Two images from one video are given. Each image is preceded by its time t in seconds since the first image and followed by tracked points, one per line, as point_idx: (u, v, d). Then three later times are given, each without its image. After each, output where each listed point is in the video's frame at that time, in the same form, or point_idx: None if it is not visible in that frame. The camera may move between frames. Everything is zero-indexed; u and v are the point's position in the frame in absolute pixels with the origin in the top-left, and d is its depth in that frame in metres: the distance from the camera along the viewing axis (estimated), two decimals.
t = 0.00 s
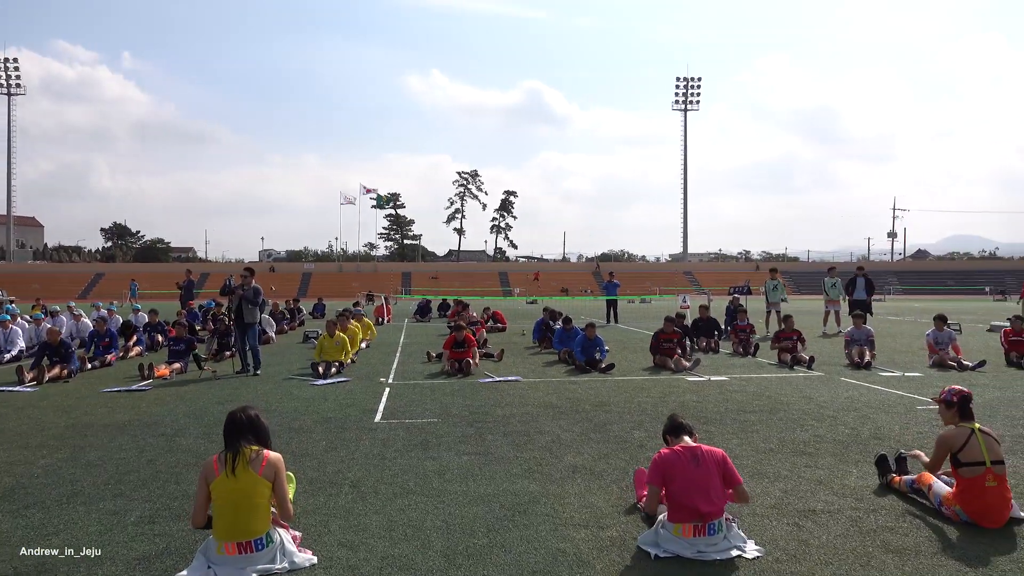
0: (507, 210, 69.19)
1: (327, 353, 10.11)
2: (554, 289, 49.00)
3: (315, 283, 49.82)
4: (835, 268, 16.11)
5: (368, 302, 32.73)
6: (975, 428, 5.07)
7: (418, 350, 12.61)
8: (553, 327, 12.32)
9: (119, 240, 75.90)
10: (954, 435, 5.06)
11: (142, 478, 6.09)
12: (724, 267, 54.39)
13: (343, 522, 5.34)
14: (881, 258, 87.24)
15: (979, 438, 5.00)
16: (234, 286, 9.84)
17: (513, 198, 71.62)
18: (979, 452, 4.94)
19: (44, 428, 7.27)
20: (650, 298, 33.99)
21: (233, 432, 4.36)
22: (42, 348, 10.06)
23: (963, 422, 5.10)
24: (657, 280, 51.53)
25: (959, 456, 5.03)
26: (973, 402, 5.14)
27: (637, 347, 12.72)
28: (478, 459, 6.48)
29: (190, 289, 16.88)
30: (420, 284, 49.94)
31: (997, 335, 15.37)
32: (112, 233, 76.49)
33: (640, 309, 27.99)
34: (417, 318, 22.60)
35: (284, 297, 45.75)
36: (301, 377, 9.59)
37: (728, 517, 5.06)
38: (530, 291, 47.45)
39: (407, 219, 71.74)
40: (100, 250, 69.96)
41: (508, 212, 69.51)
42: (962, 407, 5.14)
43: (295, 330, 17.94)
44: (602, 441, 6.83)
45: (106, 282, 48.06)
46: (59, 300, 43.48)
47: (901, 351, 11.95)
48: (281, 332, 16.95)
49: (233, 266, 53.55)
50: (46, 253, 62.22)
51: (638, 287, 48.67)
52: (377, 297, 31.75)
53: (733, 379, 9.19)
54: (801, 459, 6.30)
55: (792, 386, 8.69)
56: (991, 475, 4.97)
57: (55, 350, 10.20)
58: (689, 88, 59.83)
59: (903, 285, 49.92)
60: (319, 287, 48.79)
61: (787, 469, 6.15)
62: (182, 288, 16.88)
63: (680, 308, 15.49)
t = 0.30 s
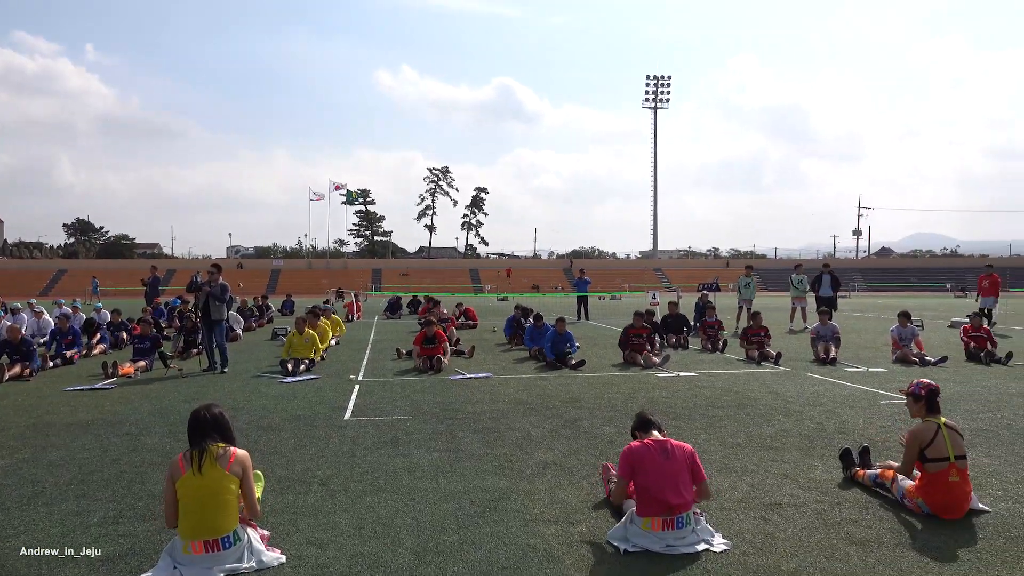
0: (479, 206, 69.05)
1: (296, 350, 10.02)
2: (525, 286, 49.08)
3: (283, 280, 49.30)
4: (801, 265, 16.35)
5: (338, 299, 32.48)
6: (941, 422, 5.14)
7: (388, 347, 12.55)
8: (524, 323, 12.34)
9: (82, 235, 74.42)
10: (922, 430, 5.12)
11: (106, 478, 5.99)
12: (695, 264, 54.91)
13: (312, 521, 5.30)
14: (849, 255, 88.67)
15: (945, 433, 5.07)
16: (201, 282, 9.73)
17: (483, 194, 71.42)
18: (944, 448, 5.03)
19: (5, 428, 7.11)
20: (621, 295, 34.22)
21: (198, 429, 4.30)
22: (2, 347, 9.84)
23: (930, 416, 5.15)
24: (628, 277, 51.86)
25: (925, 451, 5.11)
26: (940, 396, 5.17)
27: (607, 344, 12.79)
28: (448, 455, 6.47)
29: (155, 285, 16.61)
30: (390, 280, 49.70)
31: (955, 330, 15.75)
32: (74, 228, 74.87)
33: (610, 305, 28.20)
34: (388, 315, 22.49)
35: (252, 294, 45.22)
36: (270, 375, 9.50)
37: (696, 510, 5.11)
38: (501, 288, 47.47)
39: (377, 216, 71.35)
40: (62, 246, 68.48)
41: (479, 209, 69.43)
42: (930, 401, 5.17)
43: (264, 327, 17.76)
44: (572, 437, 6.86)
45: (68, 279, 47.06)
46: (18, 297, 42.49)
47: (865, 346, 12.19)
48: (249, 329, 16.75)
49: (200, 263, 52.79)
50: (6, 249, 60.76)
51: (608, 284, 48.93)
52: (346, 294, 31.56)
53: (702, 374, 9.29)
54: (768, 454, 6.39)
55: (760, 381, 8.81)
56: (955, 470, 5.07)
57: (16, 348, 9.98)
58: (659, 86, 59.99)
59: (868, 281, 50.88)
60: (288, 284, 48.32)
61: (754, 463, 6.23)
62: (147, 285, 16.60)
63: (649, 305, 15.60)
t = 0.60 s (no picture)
0: (450, 205, 68.93)
1: (265, 350, 9.91)
2: (497, 285, 49.06)
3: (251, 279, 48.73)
4: (770, 264, 16.56)
5: (307, 298, 32.19)
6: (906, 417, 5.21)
7: (359, 346, 12.47)
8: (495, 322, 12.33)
9: (43, 233, 72.86)
10: (888, 425, 5.18)
11: (69, 481, 5.87)
12: (666, 263, 55.34)
13: (281, 522, 5.25)
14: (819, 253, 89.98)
15: (910, 429, 5.15)
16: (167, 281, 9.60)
17: (455, 192, 71.29)
18: (908, 444, 5.12)
19: None
20: (593, 293, 34.39)
21: (166, 427, 4.28)
22: None
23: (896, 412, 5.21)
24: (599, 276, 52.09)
25: (890, 447, 5.19)
26: (906, 392, 5.22)
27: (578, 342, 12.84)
28: (419, 455, 6.45)
29: (120, 284, 16.32)
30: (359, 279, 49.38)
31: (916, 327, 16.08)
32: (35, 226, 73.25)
33: (580, 304, 28.33)
34: (358, 314, 22.36)
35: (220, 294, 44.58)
36: (238, 374, 9.40)
37: (665, 506, 5.15)
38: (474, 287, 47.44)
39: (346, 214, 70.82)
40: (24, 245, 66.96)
41: (451, 207, 69.20)
42: (896, 397, 5.22)
43: (232, 327, 17.55)
44: (544, 435, 6.88)
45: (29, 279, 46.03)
46: None
47: (830, 343, 12.38)
48: (216, 328, 16.53)
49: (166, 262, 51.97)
50: None
51: (579, 283, 49.12)
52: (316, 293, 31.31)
53: (672, 372, 9.37)
54: (735, 450, 6.46)
55: (729, 378, 8.91)
56: (916, 466, 5.18)
57: None
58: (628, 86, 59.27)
59: (834, 280, 51.72)
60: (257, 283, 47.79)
61: (722, 459, 6.29)
62: (111, 284, 16.31)
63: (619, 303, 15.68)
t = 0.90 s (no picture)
0: (425, 204, 68.59)
1: (237, 350, 9.81)
2: (473, 285, 48.96)
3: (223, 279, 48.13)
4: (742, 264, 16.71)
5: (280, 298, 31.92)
6: (882, 417, 5.26)
7: (333, 346, 12.39)
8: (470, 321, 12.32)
9: (9, 232, 71.48)
10: (864, 424, 5.22)
11: (35, 485, 5.76)
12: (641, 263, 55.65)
13: (254, 524, 5.19)
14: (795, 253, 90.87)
15: (885, 429, 5.20)
16: (137, 281, 9.48)
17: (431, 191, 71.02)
18: (882, 444, 5.17)
19: None
20: (569, 293, 34.49)
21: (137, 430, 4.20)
22: None
23: (873, 412, 5.25)
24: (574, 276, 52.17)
25: (864, 446, 5.24)
26: (884, 391, 5.27)
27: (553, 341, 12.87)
28: (394, 455, 6.42)
29: (88, 284, 16.05)
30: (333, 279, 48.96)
31: (884, 325, 16.34)
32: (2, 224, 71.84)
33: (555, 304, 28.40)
34: (332, 314, 22.21)
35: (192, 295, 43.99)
36: (209, 375, 9.29)
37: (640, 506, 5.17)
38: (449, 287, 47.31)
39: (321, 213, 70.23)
40: None
41: (426, 207, 68.93)
42: (874, 396, 5.26)
43: (204, 327, 17.35)
44: (518, 435, 6.89)
45: None
46: None
47: (801, 342, 12.55)
48: (187, 329, 16.34)
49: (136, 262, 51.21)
50: None
51: (555, 282, 49.18)
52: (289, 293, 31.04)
53: (646, 371, 9.43)
54: (708, 448, 6.51)
55: (702, 377, 8.98)
56: (890, 466, 5.23)
57: None
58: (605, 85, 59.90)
59: (808, 279, 52.36)
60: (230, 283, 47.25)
61: (696, 457, 6.34)
62: (79, 285, 16.04)
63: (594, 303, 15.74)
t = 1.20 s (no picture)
0: (408, 204, 68.64)
1: (217, 351, 9.74)
2: (455, 285, 48.91)
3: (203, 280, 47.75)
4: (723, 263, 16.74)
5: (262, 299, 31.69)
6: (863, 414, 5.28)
7: (315, 347, 12.32)
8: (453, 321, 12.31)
9: None
10: (844, 423, 5.25)
11: (11, 489, 5.68)
12: (625, 263, 55.83)
13: (234, 527, 5.15)
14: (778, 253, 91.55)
15: (867, 429, 5.22)
16: (116, 282, 9.39)
17: (414, 191, 70.83)
18: (864, 444, 5.19)
19: None
20: (552, 292, 34.53)
21: (114, 433, 4.15)
22: None
23: (855, 410, 5.26)
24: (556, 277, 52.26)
25: (846, 444, 5.26)
26: (864, 390, 5.29)
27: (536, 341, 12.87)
28: (376, 456, 6.40)
29: (66, 285, 15.89)
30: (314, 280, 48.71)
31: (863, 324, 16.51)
32: None
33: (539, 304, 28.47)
34: (314, 314, 22.10)
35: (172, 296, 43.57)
36: (189, 377, 9.21)
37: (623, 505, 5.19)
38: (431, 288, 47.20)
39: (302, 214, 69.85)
40: None
41: (409, 208, 68.75)
42: (856, 393, 5.28)
43: (184, 329, 17.20)
44: (501, 435, 6.89)
45: None
46: None
47: (782, 341, 12.65)
48: (167, 330, 16.21)
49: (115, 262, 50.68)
50: None
51: (538, 283, 49.22)
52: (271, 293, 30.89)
53: (629, 371, 9.46)
54: (690, 447, 6.54)
55: (684, 376, 9.02)
56: (870, 465, 5.27)
57: None
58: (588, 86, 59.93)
59: (790, 279, 52.77)
60: (211, 284, 46.86)
61: (678, 457, 6.37)
62: (57, 285, 15.86)
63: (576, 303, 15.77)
